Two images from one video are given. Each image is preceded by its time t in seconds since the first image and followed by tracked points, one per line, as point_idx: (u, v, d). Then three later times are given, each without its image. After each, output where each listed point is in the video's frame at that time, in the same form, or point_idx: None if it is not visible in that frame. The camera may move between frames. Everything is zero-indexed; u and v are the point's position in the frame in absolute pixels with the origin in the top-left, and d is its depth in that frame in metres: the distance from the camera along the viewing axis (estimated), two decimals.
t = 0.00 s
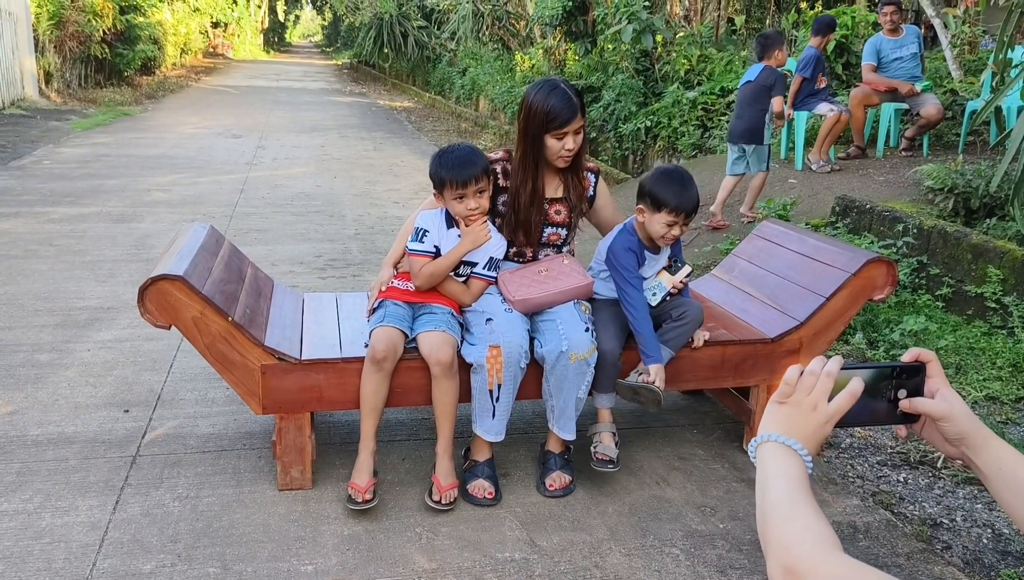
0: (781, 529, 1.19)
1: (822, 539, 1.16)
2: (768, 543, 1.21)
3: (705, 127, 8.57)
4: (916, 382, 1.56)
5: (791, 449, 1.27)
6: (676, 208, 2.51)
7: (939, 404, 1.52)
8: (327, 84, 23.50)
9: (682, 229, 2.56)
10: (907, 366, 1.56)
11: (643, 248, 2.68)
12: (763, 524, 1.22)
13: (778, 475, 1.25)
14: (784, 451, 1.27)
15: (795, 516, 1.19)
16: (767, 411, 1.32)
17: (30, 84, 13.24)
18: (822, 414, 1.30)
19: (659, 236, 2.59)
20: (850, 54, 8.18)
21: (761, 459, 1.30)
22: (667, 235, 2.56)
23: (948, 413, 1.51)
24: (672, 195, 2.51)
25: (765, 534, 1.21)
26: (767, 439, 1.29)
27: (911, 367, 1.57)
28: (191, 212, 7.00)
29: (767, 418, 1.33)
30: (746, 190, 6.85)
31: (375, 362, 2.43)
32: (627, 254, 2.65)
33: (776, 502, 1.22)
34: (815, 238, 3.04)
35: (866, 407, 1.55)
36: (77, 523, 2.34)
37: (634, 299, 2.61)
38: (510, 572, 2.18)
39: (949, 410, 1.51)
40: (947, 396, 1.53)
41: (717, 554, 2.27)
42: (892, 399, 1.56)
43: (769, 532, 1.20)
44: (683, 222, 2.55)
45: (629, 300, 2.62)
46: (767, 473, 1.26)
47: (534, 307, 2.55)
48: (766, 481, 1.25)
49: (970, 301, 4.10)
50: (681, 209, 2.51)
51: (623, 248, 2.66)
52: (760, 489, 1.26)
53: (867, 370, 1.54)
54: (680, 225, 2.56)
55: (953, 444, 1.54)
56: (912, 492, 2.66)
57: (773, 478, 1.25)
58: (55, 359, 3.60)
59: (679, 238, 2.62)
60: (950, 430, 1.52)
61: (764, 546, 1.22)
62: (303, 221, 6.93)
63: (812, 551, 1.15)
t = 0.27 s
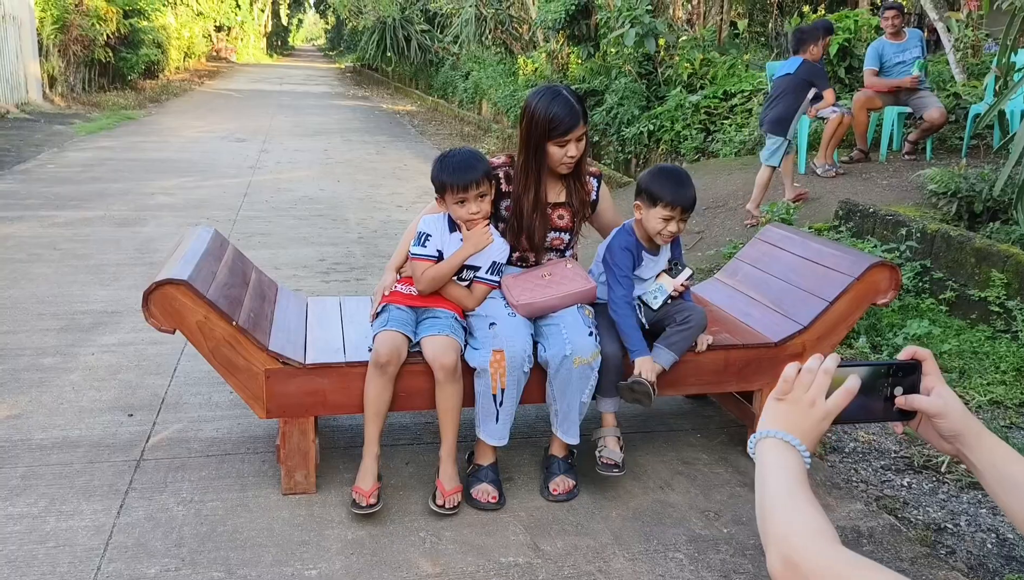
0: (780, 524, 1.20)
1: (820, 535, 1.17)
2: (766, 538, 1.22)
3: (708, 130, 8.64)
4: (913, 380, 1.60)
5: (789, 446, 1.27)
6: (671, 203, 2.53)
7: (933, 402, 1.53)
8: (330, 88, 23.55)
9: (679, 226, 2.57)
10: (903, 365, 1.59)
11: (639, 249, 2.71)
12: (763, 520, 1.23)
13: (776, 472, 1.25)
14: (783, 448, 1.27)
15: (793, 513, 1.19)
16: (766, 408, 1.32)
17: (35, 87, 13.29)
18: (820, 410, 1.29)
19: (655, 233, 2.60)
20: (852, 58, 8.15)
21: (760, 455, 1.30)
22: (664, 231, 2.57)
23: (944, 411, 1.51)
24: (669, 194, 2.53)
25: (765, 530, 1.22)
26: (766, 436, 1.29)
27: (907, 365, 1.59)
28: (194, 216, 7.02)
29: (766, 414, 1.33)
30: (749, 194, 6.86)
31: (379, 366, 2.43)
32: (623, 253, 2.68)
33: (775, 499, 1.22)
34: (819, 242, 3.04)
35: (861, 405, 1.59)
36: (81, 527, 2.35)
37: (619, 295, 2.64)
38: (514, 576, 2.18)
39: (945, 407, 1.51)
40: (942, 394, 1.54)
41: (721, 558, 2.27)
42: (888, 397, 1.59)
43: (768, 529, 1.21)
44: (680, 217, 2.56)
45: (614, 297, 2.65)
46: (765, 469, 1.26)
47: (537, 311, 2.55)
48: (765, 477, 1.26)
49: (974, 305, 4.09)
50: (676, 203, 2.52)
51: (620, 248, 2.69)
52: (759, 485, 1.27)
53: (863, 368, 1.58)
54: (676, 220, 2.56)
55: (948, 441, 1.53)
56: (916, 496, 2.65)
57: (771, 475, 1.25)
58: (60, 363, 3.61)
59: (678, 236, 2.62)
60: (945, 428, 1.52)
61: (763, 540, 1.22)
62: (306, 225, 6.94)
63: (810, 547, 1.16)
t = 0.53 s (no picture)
0: (771, 511, 1.20)
1: (812, 521, 1.17)
2: (758, 525, 1.22)
3: (711, 136, 8.67)
4: (903, 374, 1.60)
5: (780, 437, 1.28)
6: (670, 200, 2.55)
7: (920, 393, 1.55)
8: (334, 92, 23.61)
9: (680, 223, 2.57)
10: (891, 357, 1.60)
11: (641, 252, 2.72)
12: (755, 507, 1.23)
13: (768, 462, 1.26)
14: (774, 438, 1.28)
15: (786, 499, 1.19)
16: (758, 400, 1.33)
17: (40, 92, 13.34)
18: (811, 402, 1.30)
19: (655, 232, 2.61)
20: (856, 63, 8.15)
21: (751, 447, 1.31)
22: (664, 229, 2.57)
23: (930, 402, 1.53)
24: (670, 194, 2.55)
25: (756, 517, 1.22)
26: (758, 427, 1.30)
27: (895, 359, 1.59)
28: (199, 221, 7.04)
29: (757, 407, 1.34)
30: (752, 199, 6.87)
31: (384, 371, 2.44)
32: (622, 253, 2.68)
33: (767, 487, 1.23)
34: (823, 248, 3.05)
35: (848, 398, 1.61)
36: (88, 531, 2.36)
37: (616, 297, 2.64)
38: None
39: (931, 398, 1.53)
40: (929, 385, 1.55)
41: (725, 564, 2.28)
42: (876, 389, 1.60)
43: (760, 516, 1.21)
44: (679, 214, 2.57)
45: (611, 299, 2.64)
46: (758, 459, 1.27)
47: (541, 317, 2.56)
48: (757, 466, 1.26)
49: (978, 311, 4.09)
50: (674, 198, 2.54)
51: (619, 248, 2.69)
52: (751, 475, 1.27)
53: (851, 362, 1.60)
54: (676, 217, 2.57)
55: (935, 432, 1.55)
56: (920, 502, 2.65)
57: (763, 465, 1.26)
58: (66, 367, 3.62)
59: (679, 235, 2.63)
60: (931, 419, 1.54)
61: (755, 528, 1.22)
62: (310, 229, 6.96)
63: (802, 532, 1.16)
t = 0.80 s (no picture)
0: (757, 495, 1.29)
1: (796, 503, 1.26)
2: (742, 508, 1.31)
3: (716, 137, 8.67)
4: (885, 367, 1.70)
5: (766, 426, 1.37)
6: (670, 197, 2.57)
7: (902, 385, 1.63)
8: (339, 93, 23.65)
9: (681, 219, 2.60)
10: (874, 352, 1.70)
11: (642, 251, 2.73)
12: (741, 491, 1.32)
13: (754, 450, 1.35)
14: (760, 427, 1.38)
15: (770, 484, 1.29)
16: (745, 392, 1.42)
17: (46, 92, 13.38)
18: (795, 394, 1.40)
19: (655, 229, 2.63)
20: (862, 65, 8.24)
21: (739, 435, 1.40)
22: (664, 225, 2.59)
23: (913, 395, 1.62)
24: (672, 193, 2.57)
25: (742, 500, 1.31)
26: (745, 417, 1.40)
27: (877, 352, 1.70)
28: (204, 221, 7.06)
29: (744, 399, 1.44)
30: (756, 201, 6.86)
31: (387, 371, 2.45)
32: (626, 255, 2.69)
33: (753, 473, 1.32)
34: (827, 250, 3.05)
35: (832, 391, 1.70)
36: (92, 529, 2.37)
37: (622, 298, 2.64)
38: None
39: (911, 390, 1.63)
40: (909, 377, 1.64)
41: (728, 565, 2.27)
42: (858, 381, 1.69)
43: (745, 500, 1.30)
44: (678, 210, 2.59)
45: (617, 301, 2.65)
46: (744, 447, 1.37)
47: (545, 317, 2.56)
48: (743, 454, 1.36)
49: (982, 313, 4.08)
50: (672, 194, 2.56)
51: (621, 248, 2.70)
52: (738, 462, 1.36)
53: (834, 355, 1.68)
54: (676, 213, 2.59)
55: (917, 422, 1.65)
56: (923, 504, 2.65)
57: (748, 453, 1.35)
58: (71, 366, 3.64)
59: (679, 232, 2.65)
60: (913, 410, 1.63)
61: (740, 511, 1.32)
62: (314, 230, 6.97)
63: (784, 515, 1.25)
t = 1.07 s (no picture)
0: (735, 472, 1.30)
1: (772, 482, 1.27)
2: (720, 485, 1.31)
3: (718, 135, 8.69)
4: (862, 361, 1.69)
5: (746, 413, 1.39)
6: (667, 191, 2.57)
7: (877, 378, 1.66)
8: (342, 88, 23.65)
9: (679, 213, 2.59)
10: (852, 346, 1.69)
11: (640, 246, 2.72)
12: (720, 469, 1.32)
13: (734, 434, 1.37)
14: (741, 414, 1.39)
15: (750, 462, 1.30)
16: (728, 379, 1.44)
17: (49, 86, 13.38)
18: (775, 386, 1.43)
19: (653, 223, 2.63)
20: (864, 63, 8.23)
21: (719, 422, 1.41)
22: (661, 219, 2.59)
23: (885, 386, 1.65)
24: (670, 186, 2.57)
25: (720, 478, 1.31)
26: (726, 403, 1.41)
27: (855, 347, 1.68)
28: (205, 215, 7.07)
29: (726, 387, 1.45)
30: (758, 198, 6.86)
31: (386, 365, 2.45)
32: (624, 251, 2.69)
33: (732, 453, 1.33)
34: (827, 247, 3.05)
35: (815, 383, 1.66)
36: (91, 521, 2.38)
37: (622, 296, 2.64)
38: (518, 575, 2.19)
39: (886, 382, 1.66)
40: (884, 370, 1.67)
41: (725, 559, 2.28)
42: (837, 375, 1.68)
43: (725, 477, 1.31)
44: (675, 203, 2.59)
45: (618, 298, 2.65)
46: (724, 432, 1.38)
47: (545, 312, 2.56)
48: (723, 438, 1.37)
49: (982, 311, 4.08)
50: (669, 187, 2.56)
51: (622, 245, 2.69)
52: (716, 445, 1.37)
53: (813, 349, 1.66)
54: (673, 207, 2.59)
55: (893, 414, 1.67)
56: (921, 501, 2.65)
57: (729, 437, 1.36)
58: (71, 359, 3.64)
59: (677, 227, 2.64)
60: (889, 402, 1.66)
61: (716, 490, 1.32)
62: (315, 225, 6.97)
63: (762, 490, 1.26)
